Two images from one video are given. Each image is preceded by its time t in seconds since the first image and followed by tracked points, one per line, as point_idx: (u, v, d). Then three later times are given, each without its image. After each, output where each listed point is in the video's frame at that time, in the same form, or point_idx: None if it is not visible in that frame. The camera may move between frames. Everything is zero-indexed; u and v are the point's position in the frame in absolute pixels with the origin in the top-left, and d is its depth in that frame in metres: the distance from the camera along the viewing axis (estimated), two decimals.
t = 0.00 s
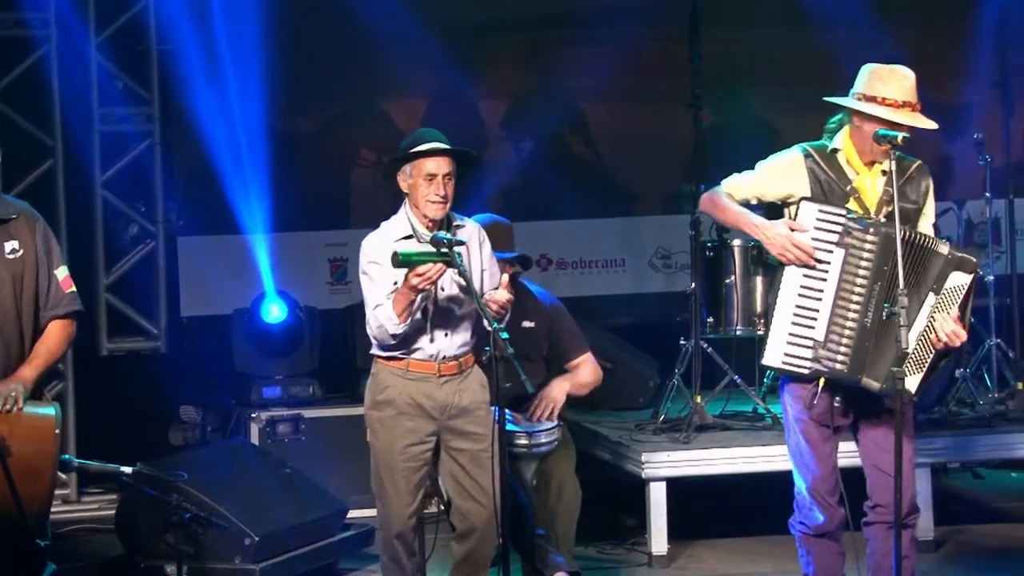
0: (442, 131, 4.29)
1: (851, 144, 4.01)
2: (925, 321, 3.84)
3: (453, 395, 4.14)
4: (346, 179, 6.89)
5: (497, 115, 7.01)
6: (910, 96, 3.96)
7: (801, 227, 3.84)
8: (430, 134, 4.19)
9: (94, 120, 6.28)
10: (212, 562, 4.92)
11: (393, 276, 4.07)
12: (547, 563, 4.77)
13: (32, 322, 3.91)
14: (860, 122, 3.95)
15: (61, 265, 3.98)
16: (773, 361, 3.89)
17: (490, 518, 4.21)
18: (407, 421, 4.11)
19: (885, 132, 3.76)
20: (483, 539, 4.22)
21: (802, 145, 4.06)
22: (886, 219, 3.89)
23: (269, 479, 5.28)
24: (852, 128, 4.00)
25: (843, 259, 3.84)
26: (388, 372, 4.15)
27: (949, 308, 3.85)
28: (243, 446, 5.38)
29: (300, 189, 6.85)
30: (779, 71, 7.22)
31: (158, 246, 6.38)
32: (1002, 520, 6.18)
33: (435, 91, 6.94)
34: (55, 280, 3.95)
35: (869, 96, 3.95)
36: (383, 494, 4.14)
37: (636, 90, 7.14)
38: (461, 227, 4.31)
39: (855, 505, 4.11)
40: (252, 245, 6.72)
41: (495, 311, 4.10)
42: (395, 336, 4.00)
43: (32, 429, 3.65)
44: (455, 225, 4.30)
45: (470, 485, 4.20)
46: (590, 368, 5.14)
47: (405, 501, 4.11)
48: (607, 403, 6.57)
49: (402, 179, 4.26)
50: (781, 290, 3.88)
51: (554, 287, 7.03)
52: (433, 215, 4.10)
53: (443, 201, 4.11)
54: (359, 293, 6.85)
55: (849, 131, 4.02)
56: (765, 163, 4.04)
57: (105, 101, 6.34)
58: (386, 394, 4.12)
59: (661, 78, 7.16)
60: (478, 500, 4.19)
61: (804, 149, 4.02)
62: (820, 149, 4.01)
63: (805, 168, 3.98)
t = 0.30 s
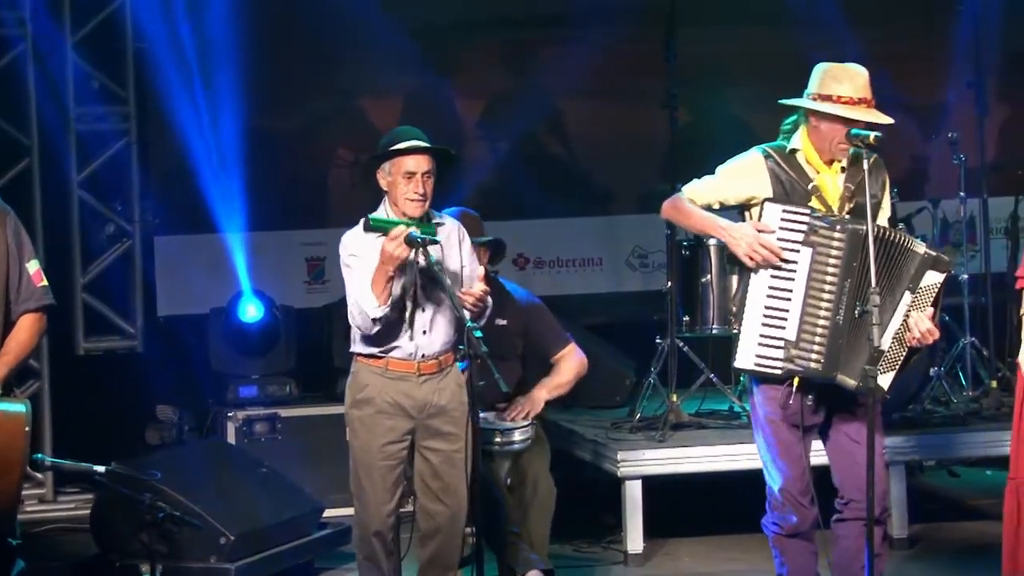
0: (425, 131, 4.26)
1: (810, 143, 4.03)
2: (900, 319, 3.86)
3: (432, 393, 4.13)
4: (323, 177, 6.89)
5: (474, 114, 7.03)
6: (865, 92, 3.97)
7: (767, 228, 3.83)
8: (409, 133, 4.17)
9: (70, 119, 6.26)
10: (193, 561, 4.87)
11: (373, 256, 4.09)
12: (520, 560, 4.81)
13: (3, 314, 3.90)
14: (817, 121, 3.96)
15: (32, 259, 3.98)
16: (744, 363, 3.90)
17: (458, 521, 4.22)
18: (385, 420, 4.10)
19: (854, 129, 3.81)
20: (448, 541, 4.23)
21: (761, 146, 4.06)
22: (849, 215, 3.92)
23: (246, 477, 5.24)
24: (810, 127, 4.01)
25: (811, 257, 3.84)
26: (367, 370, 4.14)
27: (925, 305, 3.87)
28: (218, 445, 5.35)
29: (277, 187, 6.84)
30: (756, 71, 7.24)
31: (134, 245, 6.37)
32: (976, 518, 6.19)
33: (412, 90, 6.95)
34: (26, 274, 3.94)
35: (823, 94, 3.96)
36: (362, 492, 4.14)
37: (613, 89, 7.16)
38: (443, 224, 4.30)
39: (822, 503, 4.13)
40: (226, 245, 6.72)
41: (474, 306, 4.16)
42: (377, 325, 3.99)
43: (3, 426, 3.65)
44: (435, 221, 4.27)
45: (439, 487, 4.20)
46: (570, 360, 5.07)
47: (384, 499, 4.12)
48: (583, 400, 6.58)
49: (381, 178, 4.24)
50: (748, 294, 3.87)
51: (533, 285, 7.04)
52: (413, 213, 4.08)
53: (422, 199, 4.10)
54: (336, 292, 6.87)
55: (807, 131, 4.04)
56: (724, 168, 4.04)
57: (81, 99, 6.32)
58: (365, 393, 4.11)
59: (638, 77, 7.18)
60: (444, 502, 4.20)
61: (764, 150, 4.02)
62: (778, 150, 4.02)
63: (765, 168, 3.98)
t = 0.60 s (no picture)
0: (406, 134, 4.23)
1: (781, 144, 4.04)
2: (878, 321, 3.88)
3: (414, 392, 4.11)
4: (299, 177, 6.89)
5: (450, 114, 7.05)
6: (834, 91, 4.00)
7: (739, 227, 3.83)
8: (389, 133, 4.13)
9: (46, 118, 6.18)
10: (164, 561, 4.85)
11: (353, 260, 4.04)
12: (496, 560, 4.80)
13: None
14: (787, 122, 3.99)
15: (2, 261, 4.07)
16: (717, 361, 3.90)
17: (437, 518, 4.22)
18: (366, 418, 4.09)
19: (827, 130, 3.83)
20: (428, 537, 4.22)
21: (733, 146, 4.07)
22: (821, 213, 3.91)
23: (221, 477, 5.22)
24: (781, 128, 4.03)
25: (784, 257, 3.84)
26: (350, 369, 4.11)
27: (902, 307, 3.90)
28: (195, 445, 5.33)
29: (253, 187, 6.84)
30: (732, 71, 7.26)
31: (109, 244, 6.30)
32: (949, 517, 6.21)
33: (388, 90, 6.96)
34: None
35: (793, 94, 3.99)
36: (342, 489, 4.12)
37: (589, 88, 7.17)
38: (421, 225, 4.24)
39: (785, 501, 4.15)
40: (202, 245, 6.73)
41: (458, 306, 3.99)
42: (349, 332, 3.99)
43: None
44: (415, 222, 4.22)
45: (417, 484, 4.20)
46: (546, 367, 5.06)
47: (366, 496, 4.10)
48: (559, 400, 6.60)
49: (360, 178, 4.19)
50: (721, 296, 3.87)
51: (509, 284, 7.07)
52: (391, 213, 4.02)
53: (400, 198, 4.04)
54: (313, 291, 6.86)
55: (778, 131, 4.05)
56: (696, 166, 4.04)
57: (55, 98, 6.27)
58: (347, 391, 4.09)
59: (615, 77, 7.19)
60: (424, 500, 4.19)
61: (736, 149, 4.03)
62: (750, 150, 4.04)
63: (737, 168, 3.98)
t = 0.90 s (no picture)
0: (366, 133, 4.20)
1: (751, 142, 4.05)
2: (856, 325, 3.87)
3: (390, 394, 4.09)
4: (274, 177, 6.88)
5: (424, 115, 7.04)
6: (796, 85, 4.01)
7: (710, 219, 3.83)
8: (358, 135, 4.13)
9: (19, 119, 6.15)
10: (136, 562, 4.85)
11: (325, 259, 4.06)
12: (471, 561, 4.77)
13: None
14: (755, 120, 4.01)
15: None
16: (691, 361, 3.89)
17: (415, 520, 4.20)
18: (342, 421, 4.07)
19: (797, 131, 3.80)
20: (406, 537, 4.21)
21: (705, 145, 4.09)
22: (792, 212, 3.91)
23: (193, 478, 5.20)
24: (750, 127, 4.04)
25: (752, 255, 3.84)
26: (325, 373, 4.10)
27: (879, 313, 3.90)
28: (167, 446, 5.31)
29: (227, 186, 6.83)
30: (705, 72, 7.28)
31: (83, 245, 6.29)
32: (922, 517, 6.24)
33: (363, 90, 6.97)
34: None
35: (755, 93, 4.00)
36: (318, 493, 4.09)
37: (564, 88, 7.19)
38: (393, 224, 4.24)
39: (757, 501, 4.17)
40: (174, 245, 6.71)
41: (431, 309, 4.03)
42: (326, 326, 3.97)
43: None
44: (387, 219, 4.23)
45: (395, 485, 4.18)
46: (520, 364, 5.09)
47: (341, 499, 4.07)
48: (534, 400, 6.60)
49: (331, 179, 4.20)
50: (693, 291, 3.87)
51: (485, 285, 7.08)
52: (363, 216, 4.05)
53: (372, 202, 4.07)
54: (288, 292, 6.86)
55: (748, 130, 4.07)
56: (668, 167, 4.06)
57: (27, 99, 6.22)
58: (323, 394, 4.08)
59: (589, 77, 7.21)
60: (400, 499, 4.18)
61: (707, 149, 4.04)
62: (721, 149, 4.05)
63: (709, 169, 3.99)
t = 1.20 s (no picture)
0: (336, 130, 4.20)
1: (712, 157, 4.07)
2: (832, 334, 3.87)
3: (353, 394, 4.09)
4: (247, 179, 6.89)
5: (398, 118, 7.10)
6: (751, 95, 4.02)
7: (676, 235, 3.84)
8: (325, 135, 4.13)
9: None
10: (108, 565, 4.84)
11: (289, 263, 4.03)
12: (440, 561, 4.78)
13: None
14: (716, 139, 4.03)
15: None
16: (664, 368, 3.91)
17: (383, 520, 4.18)
18: (305, 421, 4.07)
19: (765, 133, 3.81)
20: (376, 538, 4.19)
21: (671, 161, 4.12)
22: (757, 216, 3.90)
23: (165, 480, 5.17)
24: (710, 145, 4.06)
25: (718, 257, 3.84)
26: (287, 373, 4.09)
27: (856, 320, 3.90)
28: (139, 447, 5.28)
29: (199, 187, 6.82)
30: (677, 74, 7.32)
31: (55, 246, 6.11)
32: (893, 517, 6.27)
33: (336, 91, 7.01)
34: None
35: (712, 112, 4.03)
36: (282, 494, 4.11)
37: (536, 89, 7.24)
38: (359, 225, 4.24)
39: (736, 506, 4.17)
40: (148, 246, 6.65)
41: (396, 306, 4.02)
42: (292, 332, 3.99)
43: None
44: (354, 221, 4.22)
45: (362, 485, 4.18)
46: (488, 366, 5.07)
47: (304, 500, 4.08)
48: (507, 402, 6.61)
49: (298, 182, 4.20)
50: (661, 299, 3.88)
51: (459, 288, 7.02)
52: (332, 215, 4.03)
53: (339, 200, 4.06)
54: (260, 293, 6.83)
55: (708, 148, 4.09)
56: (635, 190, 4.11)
57: None
58: (286, 394, 4.07)
59: (561, 79, 7.26)
60: (368, 501, 4.17)
61: (671, 164, 4.07)
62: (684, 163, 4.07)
63: (672, 182, 4.02)
